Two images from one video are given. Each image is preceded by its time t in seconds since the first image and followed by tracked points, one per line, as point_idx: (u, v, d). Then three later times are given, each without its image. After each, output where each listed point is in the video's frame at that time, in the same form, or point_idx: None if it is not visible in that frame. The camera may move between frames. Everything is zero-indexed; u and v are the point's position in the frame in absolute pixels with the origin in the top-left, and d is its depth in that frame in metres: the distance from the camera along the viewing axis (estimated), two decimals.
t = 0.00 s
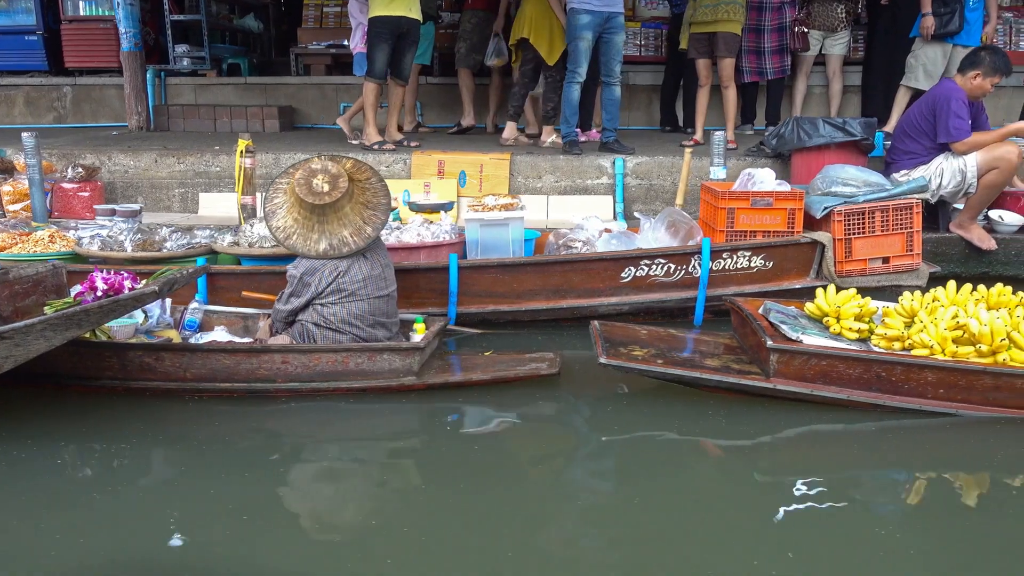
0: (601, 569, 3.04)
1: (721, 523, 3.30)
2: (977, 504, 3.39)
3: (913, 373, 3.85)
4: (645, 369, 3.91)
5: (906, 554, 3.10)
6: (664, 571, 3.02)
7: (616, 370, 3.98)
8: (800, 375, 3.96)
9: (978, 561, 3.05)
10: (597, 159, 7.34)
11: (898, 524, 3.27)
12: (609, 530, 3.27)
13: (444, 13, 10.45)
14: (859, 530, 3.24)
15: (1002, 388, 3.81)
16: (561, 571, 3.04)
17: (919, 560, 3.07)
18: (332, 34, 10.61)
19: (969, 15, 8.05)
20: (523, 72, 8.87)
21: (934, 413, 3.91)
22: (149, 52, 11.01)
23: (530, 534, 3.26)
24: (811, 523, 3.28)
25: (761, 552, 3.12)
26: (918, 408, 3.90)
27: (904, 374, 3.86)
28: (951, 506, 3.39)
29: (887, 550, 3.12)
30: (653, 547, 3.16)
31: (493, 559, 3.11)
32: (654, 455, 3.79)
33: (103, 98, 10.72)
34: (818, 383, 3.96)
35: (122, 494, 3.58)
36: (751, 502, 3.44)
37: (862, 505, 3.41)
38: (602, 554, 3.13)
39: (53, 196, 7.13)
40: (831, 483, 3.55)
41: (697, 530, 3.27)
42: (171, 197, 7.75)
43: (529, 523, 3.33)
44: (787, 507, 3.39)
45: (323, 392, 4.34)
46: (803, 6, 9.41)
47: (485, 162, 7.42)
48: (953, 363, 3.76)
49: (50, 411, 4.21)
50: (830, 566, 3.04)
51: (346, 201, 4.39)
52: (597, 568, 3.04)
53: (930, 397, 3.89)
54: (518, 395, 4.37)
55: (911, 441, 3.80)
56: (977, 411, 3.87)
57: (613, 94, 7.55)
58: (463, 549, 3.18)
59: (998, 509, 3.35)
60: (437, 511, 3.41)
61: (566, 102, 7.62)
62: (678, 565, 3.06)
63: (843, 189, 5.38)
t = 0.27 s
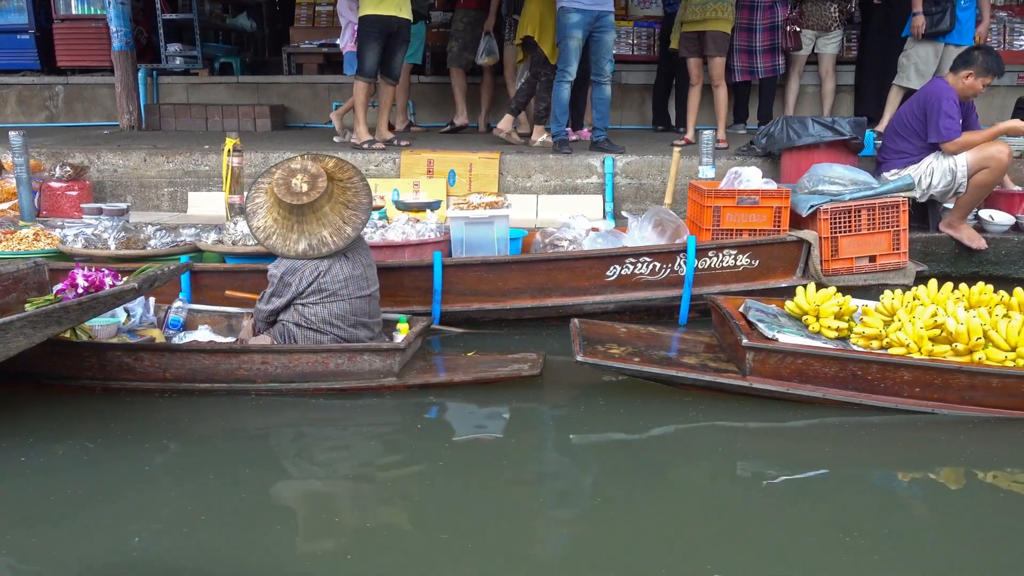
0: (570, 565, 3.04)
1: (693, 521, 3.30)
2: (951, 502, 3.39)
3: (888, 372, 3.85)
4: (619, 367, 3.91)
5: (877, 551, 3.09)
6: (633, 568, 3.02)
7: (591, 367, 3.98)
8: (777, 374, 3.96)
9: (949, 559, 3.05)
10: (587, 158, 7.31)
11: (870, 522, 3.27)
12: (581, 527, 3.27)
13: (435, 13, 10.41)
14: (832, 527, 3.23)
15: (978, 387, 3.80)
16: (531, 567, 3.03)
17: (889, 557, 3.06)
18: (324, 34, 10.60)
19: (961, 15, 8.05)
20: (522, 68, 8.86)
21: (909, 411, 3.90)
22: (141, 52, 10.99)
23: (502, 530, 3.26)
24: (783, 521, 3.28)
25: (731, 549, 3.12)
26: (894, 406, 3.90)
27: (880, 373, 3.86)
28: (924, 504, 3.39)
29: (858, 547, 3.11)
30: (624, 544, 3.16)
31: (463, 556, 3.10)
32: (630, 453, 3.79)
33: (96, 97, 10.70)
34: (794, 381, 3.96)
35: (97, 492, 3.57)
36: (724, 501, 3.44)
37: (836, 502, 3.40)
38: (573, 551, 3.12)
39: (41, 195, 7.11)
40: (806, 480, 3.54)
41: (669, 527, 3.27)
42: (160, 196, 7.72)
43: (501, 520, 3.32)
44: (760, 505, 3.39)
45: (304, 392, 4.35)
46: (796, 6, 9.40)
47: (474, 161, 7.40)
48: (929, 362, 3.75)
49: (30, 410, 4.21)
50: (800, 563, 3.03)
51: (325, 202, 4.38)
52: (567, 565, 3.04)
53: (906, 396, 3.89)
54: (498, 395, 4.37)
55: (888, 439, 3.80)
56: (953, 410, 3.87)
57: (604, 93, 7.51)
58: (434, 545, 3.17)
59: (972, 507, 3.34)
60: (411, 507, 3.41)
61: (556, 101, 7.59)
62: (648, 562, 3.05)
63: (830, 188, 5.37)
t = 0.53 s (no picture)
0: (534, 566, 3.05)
1: (660, 520, 3.31)
2: (921, 500, 3.38)
3: (863, 370, 3.87)
4: (595, 365, 3.97)
5: (842, 549, 3.10)
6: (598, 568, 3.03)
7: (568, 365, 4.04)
8: (752, 371, 4.01)
9: (913, 557, 3.05)
10: (577, 157, 7.28)
11: (837, 521, 3.27)
12: (549, 527, 3.28)
13: (427, 12, 10.38)
14: (798, 525, 3.24)
15: (953, 385, 3.82)
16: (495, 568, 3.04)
17: (853, 556, 3.06)
18: (316, 33, 10.58)
19: (952, 12, 8.02)
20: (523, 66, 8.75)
21: (885, 409, 3.94)
22: (133, 51, 10.97)
23: (470, 531, 3.27)
24: (749, 520, 3.28)
25: (695, 549, 3.12)
26: (869, 404, 3.93)
27: (855, 371, 3.88)
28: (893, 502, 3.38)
29: (823, 546, 3.12)
30: (589, 544, 3.17)
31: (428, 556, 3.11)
32: (603, 454, 3.79)
33: (87, 97, 10.67)
34: (769, 379, 4.00)
35: (71, 492, 3.59)
36: (693, 500, 3.45)
37: (804, 500, 3.41)
38: (539, 551, 3.13)
39: (28, 194, 7.09)
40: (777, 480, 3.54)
41: (636, 526, 3.27)
42: (148, 195, 7.70)
43: (469, 521, 3.32)
44: (729, 505, 3.39)
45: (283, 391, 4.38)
46: (788, 4, 9.36)
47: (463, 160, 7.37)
48: (902, 361, 3.78)
49: (9, 411, 4.21)
50: (764, 562, 3.04)
51: (302, 199, 4.37)
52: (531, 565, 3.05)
53: (882, 394, 3.92)
54: (476, 395, 4.38)
55: (861, 438, 3.80)
56: (928, 407, 3.90)
57: (593, 92, 7.44)
58: (400, 546, 3.18)
59: (941, 506, 3.34)
60: (380, 508, 3.42)
61: (546, 100, 7.54)
62: (612, 561, 3.06)
63: (815, 187, 5.36)
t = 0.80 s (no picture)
0: (508, 566, 3.03)
1: (636, 520, 3.29)
2: (899, 502, 3.36)
3: (838, 368, 3.86)
4: (571, 362, 3.96)
5: (817, 550, 3.07)
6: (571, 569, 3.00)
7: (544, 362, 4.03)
8: (726, 369, 4.00)
9: (889, 558, 3.03)
10: (566, 156, 7.26)
11: (814, 521, 3.25)
12: (524, 527, 3.26)
13: (419, 11, 10.36)
14: (774, 525, 3.22)
15: (929, 383, 3.81)
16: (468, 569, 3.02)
17: (829, 556, 3.04)
18: (307, 32, 10.56)
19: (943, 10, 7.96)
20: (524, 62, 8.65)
21: (861, 408, 3.92)
22: (124, 51, 10.94)
23: (444, 530, 3.25)
24: (726, 521, 3.26)
25: (670, 550, 3.10)
26: (845, 403, 3.91)
27: (829, 369, 3.87)
28: (871, 503, 3.36)
29: (798, 546, 3.09)
30: (564, 544, 3.14)
31: (401, 556, 3.09)
32: (581, 455, 3.77)
33: (79, 96, 10.64)
34: (744, 377, 3.99)
35: (46, 492, 3.58)
36: (669, 499, 3.43)
37: (781, 501, 3.39)
38: (512, 552, 3.11)
39: (15, 194, 7.06)
40: (754, 481, 3.52)
41: (611, 526, 3.25)
42: (136, 195, 7.68)
43: (444, 520, 3.30)
44: (706, 506, 3.37)
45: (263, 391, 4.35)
46: (780, 3, 9.33)
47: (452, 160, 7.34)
48: (877, 359, 3.77)
49: None
50: (739, 562, 3.01)
51: (285, 196, 4.34)
52: (503, 566, 3.02)
53: (857, 392, 3.90)
54: (457, 395, 4.36)
55: (840, 440, 3.79)
56: (903, 405, 3.88)
57: (583, 91, 7.39)
58: (374, 546, 3.16)
59: (918, 508, 3.32)
60: (354, 509, 3.40)
61: (535, 99, 7.50)
62: (586, 562, 3.04)
63: (801, 186, 5.31)
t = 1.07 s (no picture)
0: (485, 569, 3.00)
1: (616, 522, 3.26)
2: (882, 503, 3.33)
3: (815, 367, 3.85)
4: (548, 360, 3.94)
5: (797, 552, 3.05)
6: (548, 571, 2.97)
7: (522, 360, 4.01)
8: (704, 368, 3.99)
9: (871, 559, 3.00)
10: (556, 155, 7.23)
11: (796, 522, 3.21)
12: (503, 530, 3.23)
13: (411, 10, 10.33)
14: (755, 527, 3.19)
15: (905, 382, 3.80)
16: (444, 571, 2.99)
17: (809, 558, 3.01)
18: (299, 31, 10.54)
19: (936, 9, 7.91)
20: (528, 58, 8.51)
21: (839, 407, 3.91)
22: (116, 50, 10.91)
23: (421, 533, 3.22)
24: (706, 523, 3.23)
25: (649, 552, 3.07)
26: (822, 402, 3.91)
27: (806, 368, 3.86)
28: (853, 504, 3.33)
29: (778, 548, 3.06)
30: (542, 546, 3.12)
31: (378, 559, 3.06)
32: (563, 457, 3.74)
33: (70, 95, 10.60)
34: (722, 376, 3.98)
35: (23, 492, 3.55)
36: (650, 501, 3.40)
37: (763, 502, 3.36)
38: (490, 554, 3.08)
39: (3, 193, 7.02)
40: (736, 483, 3.50)
41: (590, 528, 3.22)
42: (125, 194, 7.64)
43: (422, 521, 3.28)
44: (687, 508, 3.34)
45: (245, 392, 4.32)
46: (773, 3, 9.31)
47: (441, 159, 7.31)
48: (853, 358, 3.77)
49: None
50: (718, 565, 2.98)
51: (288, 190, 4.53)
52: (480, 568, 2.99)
53: (834, 391, 3.90)
54: (440, 396, 4.32)
55: (823, 440, 3.76)
56: (880, 405, 3.87)
57: (574, 90, 7.35)
58: (351, 549, 3.13)
59: (901, 509, 3.29)
60: (333, 511, 3.37)
61: (525, 98, 7.46)
62: (563, 564, 3.01)
63: (790, 185, 5.28)
